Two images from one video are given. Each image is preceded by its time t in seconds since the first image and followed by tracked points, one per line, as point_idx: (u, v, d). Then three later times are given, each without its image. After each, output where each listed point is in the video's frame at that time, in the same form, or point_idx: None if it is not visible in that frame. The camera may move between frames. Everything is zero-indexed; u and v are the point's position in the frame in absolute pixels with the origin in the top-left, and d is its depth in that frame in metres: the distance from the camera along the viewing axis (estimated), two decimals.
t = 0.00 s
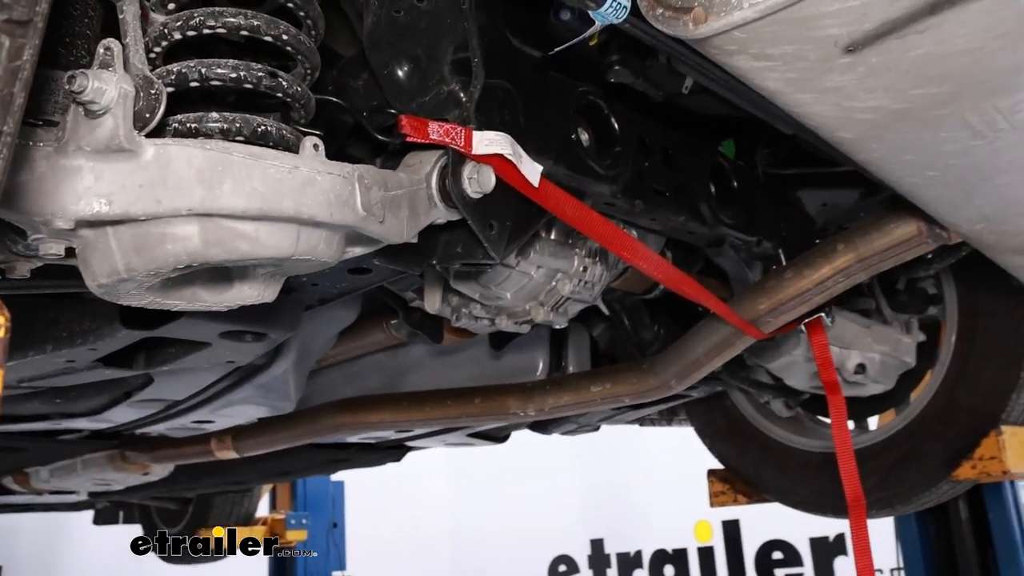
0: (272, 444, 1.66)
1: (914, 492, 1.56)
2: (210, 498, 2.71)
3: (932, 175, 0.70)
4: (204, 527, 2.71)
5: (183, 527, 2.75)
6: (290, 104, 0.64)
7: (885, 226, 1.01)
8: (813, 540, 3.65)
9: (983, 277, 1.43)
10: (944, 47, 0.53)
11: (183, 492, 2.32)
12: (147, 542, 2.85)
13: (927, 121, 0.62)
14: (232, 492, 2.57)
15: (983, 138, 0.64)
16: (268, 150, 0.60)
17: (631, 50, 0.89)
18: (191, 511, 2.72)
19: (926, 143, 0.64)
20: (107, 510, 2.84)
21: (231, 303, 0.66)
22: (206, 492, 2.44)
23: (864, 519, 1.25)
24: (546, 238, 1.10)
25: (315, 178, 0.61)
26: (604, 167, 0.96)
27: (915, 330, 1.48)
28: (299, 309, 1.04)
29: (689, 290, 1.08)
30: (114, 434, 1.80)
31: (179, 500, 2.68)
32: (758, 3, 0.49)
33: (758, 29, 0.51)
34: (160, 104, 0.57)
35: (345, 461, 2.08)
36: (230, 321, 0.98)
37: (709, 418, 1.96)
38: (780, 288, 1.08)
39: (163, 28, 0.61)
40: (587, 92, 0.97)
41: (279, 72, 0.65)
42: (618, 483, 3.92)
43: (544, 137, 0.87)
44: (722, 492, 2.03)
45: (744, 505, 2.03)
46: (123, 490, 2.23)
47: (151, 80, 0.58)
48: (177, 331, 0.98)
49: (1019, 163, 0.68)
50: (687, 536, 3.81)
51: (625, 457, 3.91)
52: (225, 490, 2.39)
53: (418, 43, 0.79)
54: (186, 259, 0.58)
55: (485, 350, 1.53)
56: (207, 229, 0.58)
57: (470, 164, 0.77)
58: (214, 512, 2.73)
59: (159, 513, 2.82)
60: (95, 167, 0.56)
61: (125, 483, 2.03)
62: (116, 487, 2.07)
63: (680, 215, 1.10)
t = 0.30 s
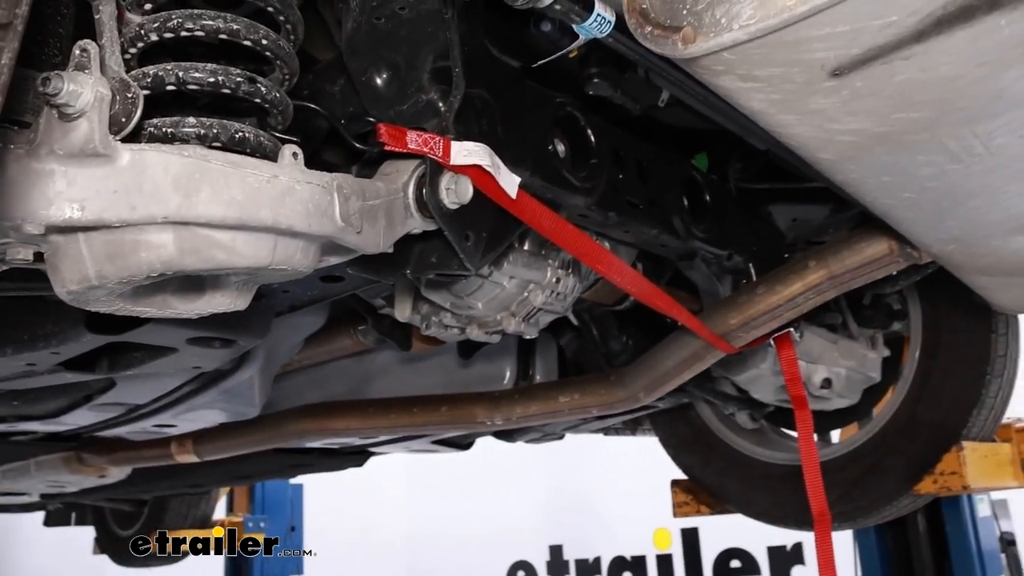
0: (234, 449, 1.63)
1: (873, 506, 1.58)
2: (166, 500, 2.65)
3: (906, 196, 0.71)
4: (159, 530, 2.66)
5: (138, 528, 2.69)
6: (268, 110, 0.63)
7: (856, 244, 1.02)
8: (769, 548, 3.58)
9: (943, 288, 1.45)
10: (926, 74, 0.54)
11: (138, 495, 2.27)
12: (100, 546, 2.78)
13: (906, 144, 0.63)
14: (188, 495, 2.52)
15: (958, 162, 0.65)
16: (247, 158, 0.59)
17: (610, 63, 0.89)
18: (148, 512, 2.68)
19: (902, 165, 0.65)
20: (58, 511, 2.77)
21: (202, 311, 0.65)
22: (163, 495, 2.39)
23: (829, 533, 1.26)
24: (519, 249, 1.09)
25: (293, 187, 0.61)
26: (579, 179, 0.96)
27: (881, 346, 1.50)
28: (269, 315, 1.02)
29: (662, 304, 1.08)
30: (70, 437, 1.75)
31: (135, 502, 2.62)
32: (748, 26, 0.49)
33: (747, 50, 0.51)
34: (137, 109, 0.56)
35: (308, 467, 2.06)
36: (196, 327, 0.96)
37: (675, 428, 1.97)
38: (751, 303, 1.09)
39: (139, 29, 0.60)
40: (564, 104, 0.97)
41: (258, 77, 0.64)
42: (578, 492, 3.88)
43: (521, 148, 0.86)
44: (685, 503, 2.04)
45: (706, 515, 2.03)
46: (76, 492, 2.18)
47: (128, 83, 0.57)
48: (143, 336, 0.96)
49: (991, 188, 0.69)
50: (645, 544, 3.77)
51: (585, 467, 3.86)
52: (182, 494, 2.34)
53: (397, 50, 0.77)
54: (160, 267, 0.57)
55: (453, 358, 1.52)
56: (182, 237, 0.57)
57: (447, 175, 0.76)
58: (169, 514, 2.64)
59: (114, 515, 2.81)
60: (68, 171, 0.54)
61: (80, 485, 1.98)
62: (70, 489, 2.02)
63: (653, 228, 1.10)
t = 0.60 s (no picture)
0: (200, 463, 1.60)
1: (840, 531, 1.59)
2: (125, 511, 2.59)
3: (884, 229, 0.72)
4: (116, 542, 2.60)
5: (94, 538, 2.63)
6: (249, 129, 0.63)
7: (830, 272, 1.03)
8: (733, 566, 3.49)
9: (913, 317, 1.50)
10: (910, 112, 0.55)
11: (96, 505, 2.21)
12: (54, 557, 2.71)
13: (885, 179, 0.64)
14: (147, 506, 2.47)
15: (936, 198, 0.66)
16: (229, 180, 0.58)
17: (590, 87, 0.89)
18: (104, 523, 2.64)
19: (881, 198, 0.66)
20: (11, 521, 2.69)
21: (175, 331, 0.64)
22: (121, 506, 2.34)
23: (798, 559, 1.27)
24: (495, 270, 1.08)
25: (275, 211, 0.60)
26: (557, 202, 0.95)
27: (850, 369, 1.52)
28: (241, 331, 1.00)
29: (637, 328, 1.09)
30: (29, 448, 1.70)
31: (92, 511, 2.56)
32: (736, 63, 0.49)
33: (735, 86, 0.52)
34: (118, 127, 0.56)
35: (272, 482, 2.02)
36: (166, 342, 0.94)
37: (643, 448, 1.97)
38: (724, 329, 1.10)
39: (121, 44, 0.60)
40: (543, 126, 0.96)
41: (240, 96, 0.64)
42: (543, 508, 3.87)
43: (499, 171, 0.86)
44: (652, 524, 2.04)
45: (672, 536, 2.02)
46: (32, 502, 2.12)
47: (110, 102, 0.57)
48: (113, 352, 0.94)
49: (966, 223, 0.71)
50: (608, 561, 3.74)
51: (553, 486, 3.85)
52: (141, 505, 2.29)
53: (380, 70, 0.76)
54: (137, 289, 0.56)
55: (424, 376, 1.51)
56: (161, 259, 0.56)
57: (427, 198, 0.76)
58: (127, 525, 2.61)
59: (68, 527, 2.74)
60: (46, 190, 0.53)
61: (36, 496, 1.93)
62: (26, 499, 1.96)
63: (629, 251, 1.10)
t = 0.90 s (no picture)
0: (172, 512, 1.55)
1: None
2: (90, 556, 2.47)
3: (874, 294, 0.73)
4: None
5: None
6: (240, 187, 0.63)
7: (816, 332, 1.04)
8: None
9: (895, 379, 1.50)
10: (905, 185, 0.56)
11: (56, 552, 2.13)
12: None
13: (879, 249, 0.65)
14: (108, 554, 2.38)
15: (927, 266, 0.67)
16: (222, 242, 0.58)
17: (579, 147, 0.90)
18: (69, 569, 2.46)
19: (873, 265, 0.67)
20: None
21: (158, 389, 0.64)
22: (81, 553, 2.25)
23: None
24: (481, 327, 1.07)
25: (267, 274, 0.60)
26: (543, 259, 0.94)
27: (831, 426, 1.52)
28: (224, 385, 0.99)
29: (623, 387, 1.08)
30: None
31: (52, 558, 2.46)
32: (735, 136, 0.50)
33: (734, 160, 0.53)
34: (112, 187, 0.55)
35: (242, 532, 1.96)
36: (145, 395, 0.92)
37: (620, 500, 1.94)
38: (709, 388, 1.10)
39: (115, 100, 0.61)
40: (530, 182, 0.96)
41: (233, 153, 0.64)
42: None
43: (487, 230, 0.86)
44: None
45: None
46: None
47: (104, 162, 0.56)
48: (91, 405, 0.92)
49: (955, 290, 0.72)
50: None
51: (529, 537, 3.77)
52: (103, 551, 2.21)
53: (371, 127, 0.76)
54: (126, 351, 0.55)
55: (405, 429, 1.48)
56: (151, 321, 0.55)
57: (417, 257, 0.76)
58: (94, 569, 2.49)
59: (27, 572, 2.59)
60: (37, 250, 0.52)
61: None
62: None
63: (614, 306, 1.09)
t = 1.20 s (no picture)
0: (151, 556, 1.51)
1: None
2: None
3: (871, 350, 0.73)
4: None
5: None
6: (238, 238, 0.64)
7: (808, 385, 1.04)
8: None
9: (885, 432, 1.48)
10: (908, 249, 0.57)
11: None
12: None
13: (880, 309, 0.65)
14: None
15: (926, 325, 0.68)
16: (219, 297, 0.60)
17: (574, 200, 0.92)
18: None
19: (872, 324, 0.67)
20: None
21: (150, 440, 0.65)
22: None
23: None
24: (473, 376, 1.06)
25: (264, 328, 0.62)
26: (536, 309, 0.93)
27: (820, 475, 1.51)
28: (214, 432, 0.97)
29: (615, 440, 1.08)
30: None
31: None
32: (740, 199, 0.51)
33: (737, 222, 0.53)
34: (110, 241, 0.56)
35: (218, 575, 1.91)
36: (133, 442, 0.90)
37: (606, 547, 1.91)
38: (700, 441, 1.10)
39: (113, 149, 0.61)
40: (524, 232, 0.94)
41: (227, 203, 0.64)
42: None
43: (481, 281, 0.86)
44: None
45: None
46: None
47: (102, 214, 0.56)
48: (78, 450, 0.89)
49: (951, 348, 0.72)
50: None
51: None
52: None
53: (366, 177, 0.75)
54: (121, 405, 0.55)
55: (392, 476, 1.46)
56: (146, 375, 0.56)
57: (412, 308, 0.76)
58: None
59: None
60: (33, 303, 0.52)
61: None
62: None
63: (605, 356, 1.09)
